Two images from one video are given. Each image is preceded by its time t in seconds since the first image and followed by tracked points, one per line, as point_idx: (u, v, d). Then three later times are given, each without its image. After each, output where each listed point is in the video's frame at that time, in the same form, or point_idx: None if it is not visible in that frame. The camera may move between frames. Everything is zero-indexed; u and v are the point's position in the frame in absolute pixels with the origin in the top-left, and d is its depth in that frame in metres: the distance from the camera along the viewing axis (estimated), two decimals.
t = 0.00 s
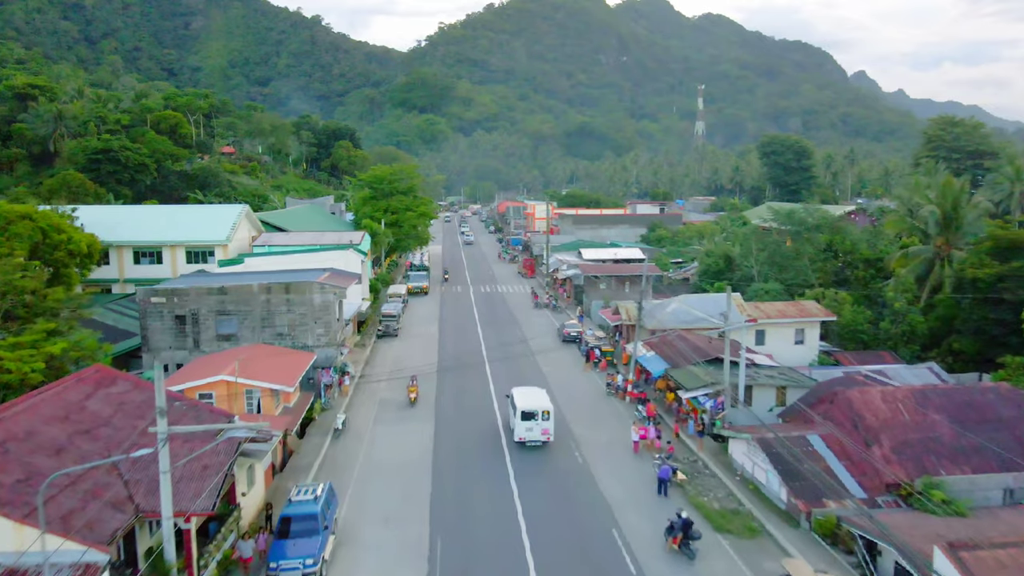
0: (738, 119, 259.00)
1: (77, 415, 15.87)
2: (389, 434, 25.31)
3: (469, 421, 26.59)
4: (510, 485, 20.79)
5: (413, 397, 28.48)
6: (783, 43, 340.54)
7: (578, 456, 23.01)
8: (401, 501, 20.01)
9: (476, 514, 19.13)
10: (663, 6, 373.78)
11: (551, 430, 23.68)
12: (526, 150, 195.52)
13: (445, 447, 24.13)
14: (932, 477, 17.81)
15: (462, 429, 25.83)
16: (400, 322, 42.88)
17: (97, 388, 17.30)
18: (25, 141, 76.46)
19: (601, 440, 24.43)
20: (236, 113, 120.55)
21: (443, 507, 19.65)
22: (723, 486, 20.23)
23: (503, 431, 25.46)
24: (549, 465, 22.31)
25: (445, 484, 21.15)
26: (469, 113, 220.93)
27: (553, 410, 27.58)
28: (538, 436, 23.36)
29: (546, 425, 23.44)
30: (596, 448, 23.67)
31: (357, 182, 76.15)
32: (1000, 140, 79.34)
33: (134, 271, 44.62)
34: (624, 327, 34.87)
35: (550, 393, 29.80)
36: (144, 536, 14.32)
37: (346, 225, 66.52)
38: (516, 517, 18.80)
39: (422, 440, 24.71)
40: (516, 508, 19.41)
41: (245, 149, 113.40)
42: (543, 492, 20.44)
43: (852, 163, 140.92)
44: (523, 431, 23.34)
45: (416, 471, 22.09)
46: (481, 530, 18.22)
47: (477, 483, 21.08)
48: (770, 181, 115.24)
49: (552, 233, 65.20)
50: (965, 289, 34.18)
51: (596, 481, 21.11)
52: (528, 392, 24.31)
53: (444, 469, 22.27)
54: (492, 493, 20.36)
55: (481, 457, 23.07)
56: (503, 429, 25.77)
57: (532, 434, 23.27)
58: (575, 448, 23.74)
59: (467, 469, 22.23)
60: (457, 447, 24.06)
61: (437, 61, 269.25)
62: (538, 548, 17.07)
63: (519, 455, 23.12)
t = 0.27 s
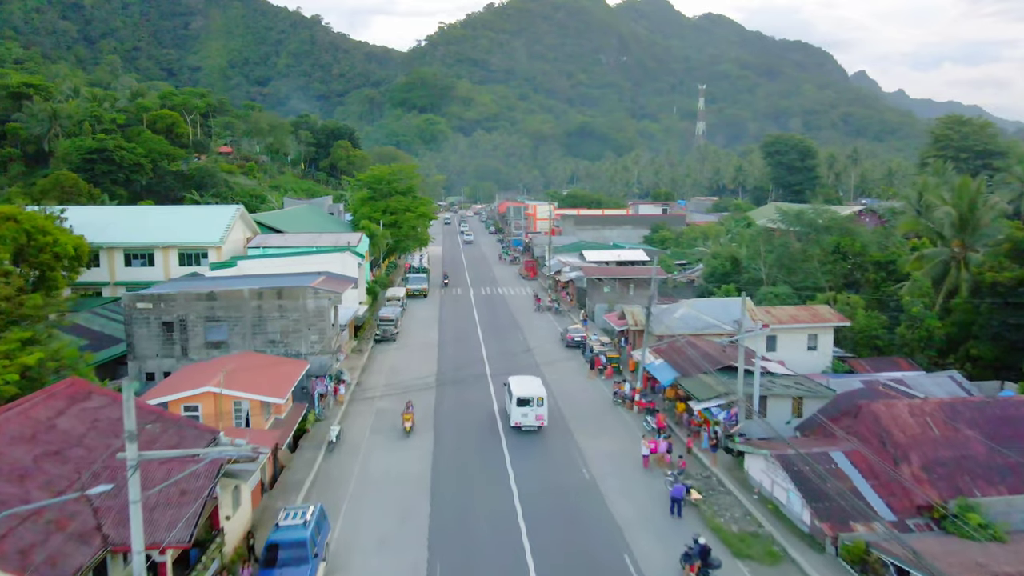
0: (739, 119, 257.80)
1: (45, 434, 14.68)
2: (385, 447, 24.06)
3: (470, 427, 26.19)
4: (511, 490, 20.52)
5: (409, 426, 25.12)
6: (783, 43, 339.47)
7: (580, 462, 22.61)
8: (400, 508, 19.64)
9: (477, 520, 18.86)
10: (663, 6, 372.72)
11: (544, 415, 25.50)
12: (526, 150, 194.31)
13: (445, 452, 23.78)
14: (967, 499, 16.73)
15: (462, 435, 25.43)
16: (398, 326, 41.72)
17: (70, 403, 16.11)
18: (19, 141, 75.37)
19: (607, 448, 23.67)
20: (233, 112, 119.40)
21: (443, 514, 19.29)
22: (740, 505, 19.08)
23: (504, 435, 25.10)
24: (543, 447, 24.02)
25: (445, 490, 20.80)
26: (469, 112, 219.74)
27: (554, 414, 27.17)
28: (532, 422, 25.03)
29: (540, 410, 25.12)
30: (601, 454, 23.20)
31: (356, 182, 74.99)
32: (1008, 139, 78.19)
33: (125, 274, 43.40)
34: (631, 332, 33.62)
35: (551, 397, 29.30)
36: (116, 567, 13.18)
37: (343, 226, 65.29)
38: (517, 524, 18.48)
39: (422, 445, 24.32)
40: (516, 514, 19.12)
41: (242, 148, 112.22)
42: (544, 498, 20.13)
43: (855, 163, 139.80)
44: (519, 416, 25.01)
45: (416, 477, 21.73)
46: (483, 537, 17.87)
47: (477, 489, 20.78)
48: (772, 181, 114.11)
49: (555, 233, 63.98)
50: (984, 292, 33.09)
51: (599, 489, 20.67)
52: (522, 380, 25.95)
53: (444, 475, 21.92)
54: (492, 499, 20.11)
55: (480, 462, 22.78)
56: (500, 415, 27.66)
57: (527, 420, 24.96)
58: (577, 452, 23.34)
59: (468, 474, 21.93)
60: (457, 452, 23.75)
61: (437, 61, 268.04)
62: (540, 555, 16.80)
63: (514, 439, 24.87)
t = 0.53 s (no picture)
0: (740, 119, 256.60)
1: (9, 457, 13.50)
2: (382, 460, 23.09)
3: (469, 424, 26.49)
4: (511, 493, 20.45)
5: (403, 465, 21.91)
6: (784, 43, 338.52)
7: (580, 467, 22.39)
8: (399, 513, 19.46)
9: (478, 522, 18.78)
10: (664, 6, 371.58)
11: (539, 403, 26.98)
12: (526, 150, 193.13)
13: (444, 455, 23.62)
14: (1006, 525, 15.59)
15: (462, 437, 25.21)
16: (397, 331, 40.63)
17: (38, 422, 14.90)
18: (14, 141, 74.34)
19: (613, 461, 22.80)
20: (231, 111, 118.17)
21: (443, 517, 19.16)
22: (759, 526, 17.91)
23: (504, 437, 24.92)
24: (537, 433, 25.31)
25: (445, 494, 20.64)
26: (469, 112, 218.59)
27: (555, 417, 26.90)
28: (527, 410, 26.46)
29: (535, 398, 26.58)
30: (603, 459, 22.90)
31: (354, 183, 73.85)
32: (1016, 139, 77.02)
33: (116, 277, 42.12)
34: (637, 337, 32.42)
35: (552, 400, 28.95)
36: None
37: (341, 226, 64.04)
38: (517, 528, 18.36)
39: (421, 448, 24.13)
40: (516, 517, 19.02)
41: (240, 148, 111.03)
42: (544, 499, 20.21)
43: (858, 163, 138.74)
44: (516, 403, 26.43)
45: (415, 481, 21.57)
46: (483, 542, 17.73)
47: (476, 493, 20.67)
48: (775, 181, 112.92)
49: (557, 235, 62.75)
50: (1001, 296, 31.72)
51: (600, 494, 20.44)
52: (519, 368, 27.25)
53: (443, 478, 21.76)
54: (492, 502, 20.04)
55: (480, 465, 22.66)
56: (497, 403, 29.16)
57: (523, 406, 26.41)
58: (578, 456, 23.15)
59: (467, 477, 21.81)
60: (457, 454, 23.62)
61: (437, 61, 266.80)
62: (540, 555, 16.91)
63: (511, 424, 26.37)
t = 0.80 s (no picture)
0: (741, 119, 255.51)
1: None
2: (377, 474, 21.93)
3: (468, 415, 27.42)
4: (510, 495, 20.29)
5: (394, 521, 18.30)
6: (785, 43, 337.51)
7: (581, 469, 22.12)
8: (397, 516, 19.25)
9: (476, 522, 18.80)
10: (664, 6, 370.56)
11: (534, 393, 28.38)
12: (527, 150, 191.96)
13: (443, 457, 23.36)
14: None
15: (461, 438, 24.93)
16: (395, 336, 39.49)
17: None
18: (7, 140, 73.19)
19: (621, 477, 21.60)
20: (229, 111, 116.96)
21: (441, 520, 19.00)
22: (780, 552, 16.72)
23: (503, 435, 24.98)
24: (532, 421, 26.51)
25: (443, 496, 20.44)
26: (469, 112, 217.44)
27: (556, 420, 26.52)
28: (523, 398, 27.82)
29: (530, 387, 27.96)
30: (604, 464, 22.54)
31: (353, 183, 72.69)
32: None
33: (106, 280, 40.91)
34: (644, 343, 31.20)
35: (553, 403, 28.53)
36: None
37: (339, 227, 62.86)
38: (515, 531, 18.27)
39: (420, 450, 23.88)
40: (515, 519, 18.89)
41: (238, 148, 109.83)
42: (540, 493, 20.47)
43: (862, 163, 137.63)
44: (512, 392, 27.70)
45: (413, 484, 21.33)
46: (481, 545, 17.54)
47: (475, 495, 20.50)
48: (779, 181, 111.79)
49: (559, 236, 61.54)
50: None
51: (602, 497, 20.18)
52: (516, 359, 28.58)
53: (442, 480, 21.53)
54: (491, 503, 19.90)
55: (480, 466, 22.48)
56: (495, 397, 29.64)
57: (518, 394, 27.63)
58: (579, 458, 22.92)
59: (467, 479, 21.58)
60: (456, 456, 23.38)
61: (437, 61, 265.59)
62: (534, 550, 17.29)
63: (507, 412, 27.58)
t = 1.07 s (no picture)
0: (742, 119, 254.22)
1: None
2: (370, 495, 20.39)
3: (466, 403, 28.87)
4: (507, 488, 20.77)
5: None
6: (786, 43, 336.35)
7: (587, 483, 21.21)
8: (393, 529, 18.36)
9: (472, 504, 19.80)
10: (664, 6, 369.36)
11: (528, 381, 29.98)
12: (527, 150, 190.68)
13: (442, 467, 22.47)
14: None
15: (461, 449, 24.00)
16: (392, 342, 38.26)
17: None
18: None
19: (632, 500, 20.21)
20: (226, 110, 115.63)
21: (440, 533, 18.13)
22: None
23: (498, 425, 26.21)
24: (528, 408, 28.13)
25: (442, 509, 19.58)
26: (469, 112, 216.18)
27: (559, 433, 25.53)
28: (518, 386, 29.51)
29: (524, 376, 29.65)
30: (611, 478, 21.55)
31: (350, 184, 71.42)
32: None
33: (94, 284, 39.63)
34: (652, 351, 29.91)
35: (557, 415, 27.43)
36: None
37: (337, 228, 61.58)
38: (518, 545, 17.46)
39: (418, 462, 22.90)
40: (511, 510, 19.46)
41: (235, 148, 108.53)
42: (533, 477, 21.60)
43: (865, 163, 136.37)
44: (507, 380, 29.37)
45: (412, 473, 21.98)
46: (481, 561, 16.73)
47: (475, 507, 19.70)
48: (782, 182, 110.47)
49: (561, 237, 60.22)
50: None
51: (608, 514, 19.23)
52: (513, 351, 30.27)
53: (442, 491, 20.68)
54: (488, 488, 20.82)
55: (480, 477, 21.65)
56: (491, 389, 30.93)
57: (514, 383, 29.31)
58: (584, 471, 22.02)
59: (467, 490, 20.71)
60: (456, 466, 22.50)
61: (437, 61, 264.31)
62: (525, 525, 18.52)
63: (503, 400, 29.28)
